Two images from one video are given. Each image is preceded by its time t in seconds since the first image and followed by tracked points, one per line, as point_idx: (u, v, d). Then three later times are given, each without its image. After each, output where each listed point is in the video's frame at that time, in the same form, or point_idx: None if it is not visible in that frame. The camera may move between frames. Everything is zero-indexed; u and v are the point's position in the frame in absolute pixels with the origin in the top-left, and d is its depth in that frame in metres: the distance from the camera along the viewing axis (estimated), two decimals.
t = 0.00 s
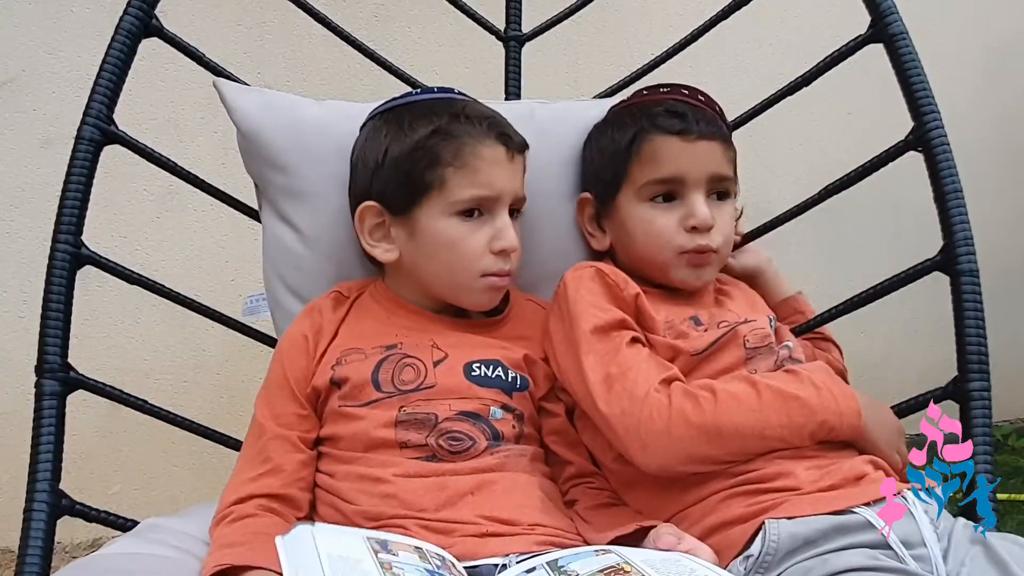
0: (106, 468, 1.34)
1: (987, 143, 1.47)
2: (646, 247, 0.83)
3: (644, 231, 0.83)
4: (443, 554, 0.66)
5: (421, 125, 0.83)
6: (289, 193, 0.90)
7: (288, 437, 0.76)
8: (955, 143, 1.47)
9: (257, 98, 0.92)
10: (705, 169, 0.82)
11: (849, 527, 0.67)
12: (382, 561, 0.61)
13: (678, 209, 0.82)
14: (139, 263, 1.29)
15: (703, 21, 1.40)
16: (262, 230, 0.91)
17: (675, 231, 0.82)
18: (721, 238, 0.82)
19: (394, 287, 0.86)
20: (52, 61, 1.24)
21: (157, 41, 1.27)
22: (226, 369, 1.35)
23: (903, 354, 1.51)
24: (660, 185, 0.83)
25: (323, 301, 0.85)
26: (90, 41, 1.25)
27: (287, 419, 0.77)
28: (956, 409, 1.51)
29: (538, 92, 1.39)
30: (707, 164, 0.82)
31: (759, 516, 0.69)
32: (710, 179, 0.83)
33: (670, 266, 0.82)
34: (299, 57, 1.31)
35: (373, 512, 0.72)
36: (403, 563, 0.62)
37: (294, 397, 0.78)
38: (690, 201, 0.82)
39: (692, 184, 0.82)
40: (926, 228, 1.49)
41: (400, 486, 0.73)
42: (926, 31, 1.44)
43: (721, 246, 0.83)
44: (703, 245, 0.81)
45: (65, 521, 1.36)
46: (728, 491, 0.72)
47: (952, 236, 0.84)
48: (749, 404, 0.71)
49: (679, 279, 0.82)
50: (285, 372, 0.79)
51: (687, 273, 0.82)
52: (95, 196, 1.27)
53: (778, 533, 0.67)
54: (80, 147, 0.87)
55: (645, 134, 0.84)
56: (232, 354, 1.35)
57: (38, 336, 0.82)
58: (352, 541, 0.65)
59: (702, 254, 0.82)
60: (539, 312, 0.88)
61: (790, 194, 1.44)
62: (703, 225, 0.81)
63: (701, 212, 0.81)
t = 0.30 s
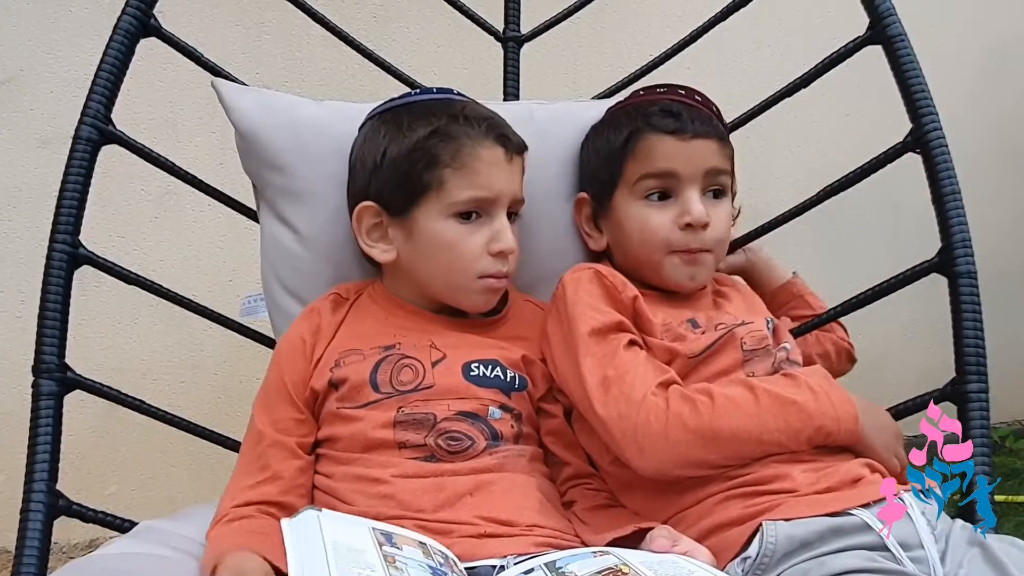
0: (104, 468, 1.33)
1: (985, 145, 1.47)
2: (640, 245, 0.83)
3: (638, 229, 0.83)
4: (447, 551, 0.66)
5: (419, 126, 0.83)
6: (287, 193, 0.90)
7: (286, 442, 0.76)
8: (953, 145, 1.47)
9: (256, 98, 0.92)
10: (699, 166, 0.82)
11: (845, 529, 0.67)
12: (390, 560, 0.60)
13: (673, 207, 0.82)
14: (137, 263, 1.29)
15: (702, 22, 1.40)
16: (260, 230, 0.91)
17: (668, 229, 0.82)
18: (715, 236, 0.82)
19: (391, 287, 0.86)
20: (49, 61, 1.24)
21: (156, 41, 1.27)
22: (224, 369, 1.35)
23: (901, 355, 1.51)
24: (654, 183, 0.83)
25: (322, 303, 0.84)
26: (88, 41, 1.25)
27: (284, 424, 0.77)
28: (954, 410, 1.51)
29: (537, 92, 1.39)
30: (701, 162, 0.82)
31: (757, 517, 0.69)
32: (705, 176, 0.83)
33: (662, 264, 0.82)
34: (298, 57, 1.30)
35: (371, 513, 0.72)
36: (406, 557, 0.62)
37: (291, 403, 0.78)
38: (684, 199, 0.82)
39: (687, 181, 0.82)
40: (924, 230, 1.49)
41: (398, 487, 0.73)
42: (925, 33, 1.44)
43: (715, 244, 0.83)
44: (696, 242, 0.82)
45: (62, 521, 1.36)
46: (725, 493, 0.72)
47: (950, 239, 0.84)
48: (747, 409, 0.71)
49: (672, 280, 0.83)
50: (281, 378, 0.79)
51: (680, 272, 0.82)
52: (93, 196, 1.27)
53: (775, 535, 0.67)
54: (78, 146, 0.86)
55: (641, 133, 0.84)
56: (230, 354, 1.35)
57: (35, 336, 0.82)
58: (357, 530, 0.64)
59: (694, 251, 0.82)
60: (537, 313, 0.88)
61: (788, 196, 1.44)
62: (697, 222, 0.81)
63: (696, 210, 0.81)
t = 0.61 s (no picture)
0: (102, 467, 1.33)
1: (985, 145, 1.47)
2: (634, 242, 0.83)
3: (633, 229, 0.83)
4: (445, 549, 0.66)
5: (415, 125, 0.83)
6: (286, 192, 0.90)
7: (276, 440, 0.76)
8: (952, 146, 1.47)
9: (254, 96, 0.92)
10: (695, 166, 0.82)
11: (844, 527, 0.67)
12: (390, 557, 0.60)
13: (666, 205, 0.83)
14: (136, 261, 1.29)
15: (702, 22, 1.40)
16: (259, 229, 0.91)
17: (664, 227, 0.82)
18: (711, 233, 0.83)
19: (389, 285, 0.86)
20: (48, 59, 1.24)
21: (155, 39, 1.27)
22: (223, 368, 1.35)
23: (900, 355, 1.52)
24: (649, 181, 0.83)
25: (319, 301, 0.84)
26: (87, 40, 1.25)
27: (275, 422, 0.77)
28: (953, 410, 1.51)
29: (536, 91, 1.39)
30: (697, 161, 0.82)
31: (755, 515, 0.69)
32: (700, 174, 0.83)
33: (655, 262, 0.83)
34: (297, 56, 1.30)
35: (370, 511, 0.72)
36: (405, 555, 0.62)
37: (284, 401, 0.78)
38: (679, 197, 0.82)
39: (682, 181, 0.82)
40: (924, 229, 1.49)
41: (397, 485, 0.72)
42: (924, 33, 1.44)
43: (711, 241, 0.83)
44: (692, 240, 0.82)
45: (61, 520, 1.36)
46: (723, 492, 0.72)
47: (949, 238, 0.84)
48: (747, 410, 0.71)
49: (667, 278, 0.83)
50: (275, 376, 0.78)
51: (677, 270, 0.82)
52: (92, 194, 1.26)
53: (774, 533, 0.67)
54: (77, 144, 0.86)
55: (636, 132, 0.84)
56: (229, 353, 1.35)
57: (34, 335, 0.82)
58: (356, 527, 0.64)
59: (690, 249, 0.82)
60: (535, 311, 0.88)
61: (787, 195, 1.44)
62: (693, 221, 0.81)
63: (691, 210, 0.81)
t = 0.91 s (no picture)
0: (102, 463, 1.34)
1: (985, 143, 1.47)
2: (617, 238, 0.84)
3: (617, 224, 0.84)
4: (430, 558, 0.65)
5: (417, 120, 0.83)
6: (286, 187, 0.90)
7: (281, 435, 0.75)
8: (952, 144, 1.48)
9: (255, 91, 0.92)
10: (674, 158, 0.82)
11: (841, 521, 0.68)
12: None
13: (648, 199, 0.83)
14: (136, 258, 1.29)
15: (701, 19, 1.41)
16: (259, 224, 0.91)
17: (643, 221, 0.82)
18: (694, 227, 0.83)
19: (390, 280, 0.86)
20: (49, 55, 1.24)
21: (155, 35, 1.27)
22: (223, 365, 1.35)
23: (900, 353, 1.52)
24: (631, 175, 0.83)
25: (321, 297, 0.84)
26: (88, 36, 1.25)
27: (282, 417, 0.77)
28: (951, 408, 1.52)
29: (535, 88, 1.40)
30: (676, 154, 0.83)
31: (753, 509, 0.70)
32: (681, 167, 0.83)
33: (637, 255, 0.83)
34: (297, 52, 1.31)
35: (369, 505, 0.72)
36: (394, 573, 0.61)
37: (289, 396, 0.78)
38: (659, 191, 0.82)
39: (662, 173, 0.82)
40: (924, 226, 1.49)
41: (396, 479, 0.73)
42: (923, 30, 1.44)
43: (695, 234, 0.83)
44: (673, 233, 0.82)
45: (61, 515, 1.36)
46: (722, 486, 0.72)
47: (948, 233, 0.84)
48: (747, 407, 0.71)
49: (652, 271, 0.83)
50: (278, 371, 0.78)
51: (661, 263, 0.82)
52: (92, 190, 1.27)
53: (772, 527, 0.67)
54: (77, 139, 0.86)
55: (616, 128, 0.85)
56: (229, 349, 1.35)
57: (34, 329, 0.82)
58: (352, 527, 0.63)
59: (673, 243, 0.82)
60: (535, 307, 0.88)
61: (786, 193, 1.44)
62: (673, 214, 0.81)
63: (670, 202, 0.81)
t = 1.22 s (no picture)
0: (102, 461, 1.34)
1: (985, 142, 1.48)
2: (617, 235, 0.84)
3: (616, 221, 0.84)
4: (429, 557, 0.66)
5: (415, 119, 0.83)
6: (287, 186, 0.90)
7: (281, 433, 0.76)
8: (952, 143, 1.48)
9: (255, 90, 0.92)
10: (671, 154, 0.83)
11: (841, 519, 0.68)
12: (378, 573, 0.61)
13: (645, 196, 0.83)
14: (136, 256, 1.29)
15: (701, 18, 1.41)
16: (260, 223, 0.91)
17: (643, 218, 0.82)
18: (691, 224, 0.83)
19: (390, 278, 0.86)
20: (51, 53, 1.24)
21: (156, 33, 1.27)
22: (223, 362, 1.35)
23: (899, 352, 1.52)
24: (628, 173, 0.83)
25: (322, 295, 0.84)
26: (89, 33, 1.25)
27: (283, 415, 0.77)
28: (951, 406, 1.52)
29: (535, 86, 1.40)
30: (673, 150, 0.83)
31: (753, 506, 0.70)
32: (678, 163, 0.83)
33: (638, 254, 0.83)
34: (298, 51, 1.31)
35: (369, 503, 0.72)
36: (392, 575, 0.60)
37: (290, 394, 0.78)
38: (657, 187, 0.82)
39: (659, 170, 0.83)
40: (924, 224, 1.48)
41: (397, 477, 0.73)
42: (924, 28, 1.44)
43: (692, 232, 0.83)
44: (671, 231, 0.82)
45: (61, 513, 1.37)
46: (723, 484, 0.72)
47: (948, 233, 0.84)
48: (753, 406, 0.71)
49: (650, 269, 0.83)
50: (280, 369, 0.78)
51: (658, 261, 0.82)
52: (92, 188, 1.27)
53: (772, 525, 0.67)
54: (78, 137, 0.86)
55: (613, 126, 0.85)
56: (229, 347, 1.35)
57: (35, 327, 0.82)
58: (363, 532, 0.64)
59: (672, 241, 0.82)
60: (536, 306, 0.88)
61: (786, 191, 1.45)
62: (670, 210, 0.81)
63: (668, 199, 0.81)
